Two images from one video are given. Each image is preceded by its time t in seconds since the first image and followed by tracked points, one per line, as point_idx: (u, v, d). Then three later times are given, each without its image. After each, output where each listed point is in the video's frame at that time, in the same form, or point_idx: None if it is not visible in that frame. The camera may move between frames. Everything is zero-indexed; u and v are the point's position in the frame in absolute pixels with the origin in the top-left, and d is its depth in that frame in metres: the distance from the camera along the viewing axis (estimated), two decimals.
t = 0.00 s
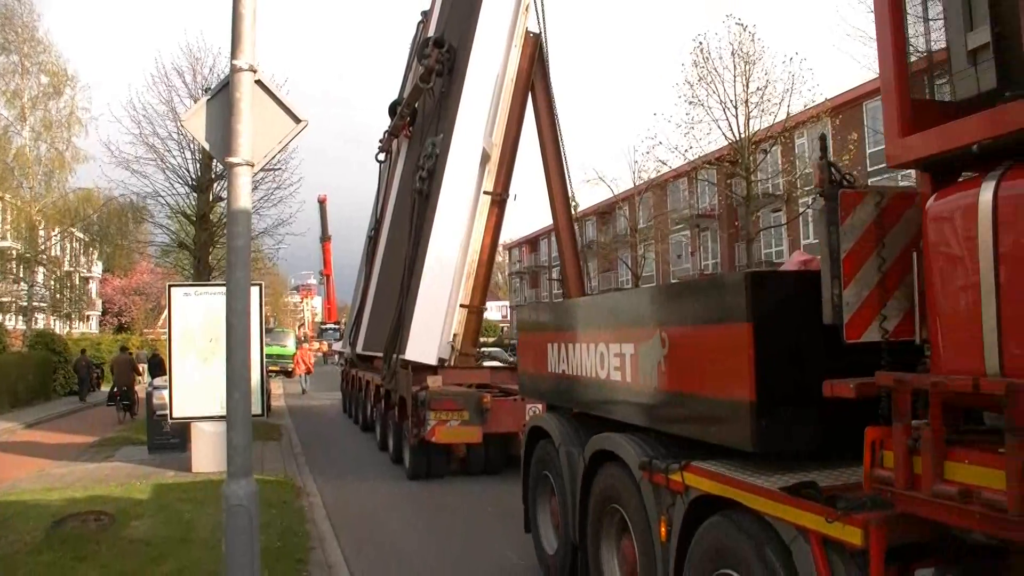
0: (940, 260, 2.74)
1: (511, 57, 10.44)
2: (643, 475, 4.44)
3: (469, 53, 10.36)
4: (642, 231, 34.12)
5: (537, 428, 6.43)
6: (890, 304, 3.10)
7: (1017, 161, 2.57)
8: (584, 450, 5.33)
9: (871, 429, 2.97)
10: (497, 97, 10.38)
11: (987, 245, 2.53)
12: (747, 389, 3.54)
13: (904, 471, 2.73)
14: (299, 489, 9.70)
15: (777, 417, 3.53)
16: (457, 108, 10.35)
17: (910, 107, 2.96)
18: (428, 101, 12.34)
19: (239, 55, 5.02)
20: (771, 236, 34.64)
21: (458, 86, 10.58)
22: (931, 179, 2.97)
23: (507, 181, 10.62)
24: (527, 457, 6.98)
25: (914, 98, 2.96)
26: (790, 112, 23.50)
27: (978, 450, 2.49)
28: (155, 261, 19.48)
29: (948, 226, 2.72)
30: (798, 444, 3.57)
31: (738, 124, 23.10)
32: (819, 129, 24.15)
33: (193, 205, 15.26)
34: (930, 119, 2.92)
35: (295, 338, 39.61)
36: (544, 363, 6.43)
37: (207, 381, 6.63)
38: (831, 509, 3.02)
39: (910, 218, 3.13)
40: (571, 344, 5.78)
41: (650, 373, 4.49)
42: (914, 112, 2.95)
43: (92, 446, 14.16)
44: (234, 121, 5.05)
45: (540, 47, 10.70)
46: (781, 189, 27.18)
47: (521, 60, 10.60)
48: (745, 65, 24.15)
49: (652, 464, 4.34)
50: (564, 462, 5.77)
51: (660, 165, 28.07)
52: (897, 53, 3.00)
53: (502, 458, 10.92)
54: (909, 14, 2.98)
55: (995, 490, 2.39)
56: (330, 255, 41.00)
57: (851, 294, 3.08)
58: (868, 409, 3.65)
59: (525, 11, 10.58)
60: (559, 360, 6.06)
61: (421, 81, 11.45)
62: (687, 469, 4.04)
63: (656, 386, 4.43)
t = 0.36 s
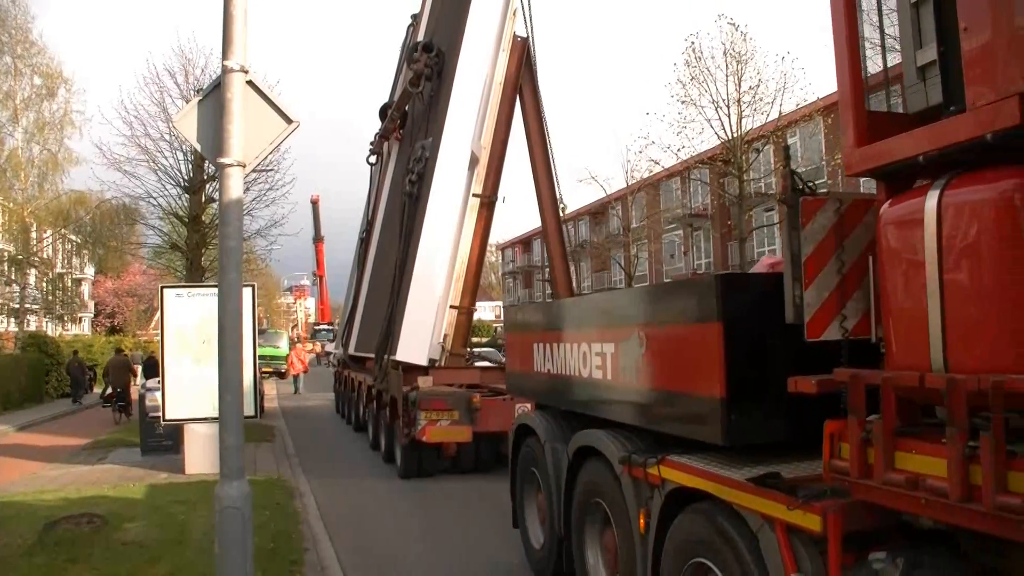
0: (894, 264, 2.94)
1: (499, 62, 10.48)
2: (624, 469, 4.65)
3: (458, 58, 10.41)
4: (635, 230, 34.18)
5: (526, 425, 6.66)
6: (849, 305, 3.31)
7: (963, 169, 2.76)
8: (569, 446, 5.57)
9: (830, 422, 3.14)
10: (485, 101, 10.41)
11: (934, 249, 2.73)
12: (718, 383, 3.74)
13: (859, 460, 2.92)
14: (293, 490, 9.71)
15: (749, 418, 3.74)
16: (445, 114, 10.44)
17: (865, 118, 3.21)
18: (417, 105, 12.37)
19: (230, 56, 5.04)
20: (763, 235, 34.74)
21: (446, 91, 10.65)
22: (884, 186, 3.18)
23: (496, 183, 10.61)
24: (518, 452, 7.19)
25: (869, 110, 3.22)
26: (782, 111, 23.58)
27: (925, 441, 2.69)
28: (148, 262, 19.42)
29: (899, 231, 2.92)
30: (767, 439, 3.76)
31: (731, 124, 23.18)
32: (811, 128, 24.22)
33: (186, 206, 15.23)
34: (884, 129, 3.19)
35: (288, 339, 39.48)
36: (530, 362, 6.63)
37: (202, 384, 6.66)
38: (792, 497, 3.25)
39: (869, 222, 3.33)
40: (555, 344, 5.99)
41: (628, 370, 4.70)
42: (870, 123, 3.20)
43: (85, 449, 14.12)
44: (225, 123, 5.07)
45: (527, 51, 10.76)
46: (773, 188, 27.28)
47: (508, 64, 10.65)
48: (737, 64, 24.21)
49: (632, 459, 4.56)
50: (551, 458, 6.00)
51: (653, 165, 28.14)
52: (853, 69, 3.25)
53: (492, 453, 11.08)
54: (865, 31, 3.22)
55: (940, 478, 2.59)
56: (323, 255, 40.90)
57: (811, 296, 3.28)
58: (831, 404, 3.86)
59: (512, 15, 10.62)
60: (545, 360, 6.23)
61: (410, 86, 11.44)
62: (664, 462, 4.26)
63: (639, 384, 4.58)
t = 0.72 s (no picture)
0: (856, 267, 2.98)
1: (489, 66, 10.50)
2: (608, 464, 4.80)
3: (450, 60, 10.40)
4: (631, 229, 34.29)
5: (517, 423, 6.81)
6: (817, 306, 3.36)
7: (919, 178, 2.79)
8: (556, 443, 5.74)
9: (796, 417, 3.22)
10: (476, 103, 10.44)
11: (891, 255, 2.78)
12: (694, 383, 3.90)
13: (822, 454, 2.99)
14: (287, 489, 9.69)
15: (728, 412, 3.90)
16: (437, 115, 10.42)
17: (830, 131, 3.21)
18: (409, 108, 12.38)
19: (224, 55, 5.05)
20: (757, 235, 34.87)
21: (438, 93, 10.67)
22: (849, 194, 3.17)
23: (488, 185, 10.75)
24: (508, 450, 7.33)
25: (835, 122, 3.20)
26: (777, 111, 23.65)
27: (884, 434, 2.74)
28: (143, 262, 19.38)
29: (860, 237, 2.95)
30: (745, 434, 3.92)
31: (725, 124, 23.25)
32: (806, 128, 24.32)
33: (181, 206, 15.22)
34: (849, 141, 3.16)
35: (283, 338, 39.49)
36: (521, 362, 6.78)
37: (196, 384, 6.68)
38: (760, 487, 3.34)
39: (836, 228, 3.39)
40: (544, 344, 6.15)
41: (613, 369, 4.88)
42: (835, 135, 3.19)
43: (80, 448, 14.08)
44: (219, 121, 5.07)
45: (517, 55, 10.82)
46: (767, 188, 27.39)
47: (499, 68, 10.68)
48: (732, 65, 24.27)
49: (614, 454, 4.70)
50: (540, 455, 6.15)
51: (649, 164, 28.21)
52: (818, 84, 3.24)
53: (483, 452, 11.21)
54: (829, 51, 3.22)
55: (894, 470, 2.67)
56: (319, 255, 40.92)
57: (781, 297, 3.37)
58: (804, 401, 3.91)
59: (503, 19, 10.65)
60: (534, 359, 6.41)
61: (402, 89, 11.46)
62: (644, 458, 4.40)
63: (631, 384, 4.60)
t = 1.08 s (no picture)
0: (827, 269, 3.14)
1: (484, 70, 10.56)
2: (598, 460, 4.95)
3: (444, 62, 10.48)
4: (630, 228, 34.31)
5: (511, 420, 6.96)
6: (794, 306, 3.45)
7: (885, 185, 2.96)
8: (549, 439, 5.90)
9: (772, 412, 3.36)
10: (471, 104, 10.51)
11: (859, 258, 2.95)
12: (679, 379, 4.06)
13: (797, 447, 3.13)
14: (286, 488, 9.70)
15: (713, 407, 4.04)
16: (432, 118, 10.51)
17: (804, 139, 3.37)
18: (405, 109, 12.39)
19: (223, 53, 5.05)
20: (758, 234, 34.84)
21: (433, 96, 10.74)
22: (822, 198, 3.33)
23: (484, 185, 10.75)
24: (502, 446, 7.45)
25: (808, 131, 3.36)
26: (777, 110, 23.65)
27: (853, 428, 2.89)
28: (143, 262, 19.38)
29: (831, 240, 3.12)
30: (725, 430, 4.07)
31: (725, 123, 23.26)
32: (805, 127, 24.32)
33: (180, 205, 15.22)
34: (822, 150, 3.34)
35: (283, 338, 39.47)
36: (514, 360, 6.95)
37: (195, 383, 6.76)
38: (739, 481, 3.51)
39: (812, 231, 3.47)
40: (536, 343, 6.31)
41: (601, 368, 5.06)
42: (809, 143, 3.35)
43: (80, 448, 14.08)
44: (217, 120, 5.07)
45: (512, 57, 10.81)
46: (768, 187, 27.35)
47: (494, 69, 10.70)
48: (731, 64, 24.28)
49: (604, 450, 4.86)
50: (533, 450, 6.29)
51: (649, 162, 28.20)
52: (793, 93, 3.38)
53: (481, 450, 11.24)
54: (803, 61, 3.36)
55: (862, 462, 2.81)
56: (319, 254, 40.89)
57: (759, 298, 3.45)
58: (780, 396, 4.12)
59: (498, 20, 10.67)
60: (528, 356, 6.53)
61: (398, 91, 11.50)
62: (632, 453, 4.57)
63: (639, 385, 4.53)
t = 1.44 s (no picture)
0: (797, 274, 3.30)
1: (476, 79, 10.59)
2: (585, 458, 5.16)
3: (438, 67, 10.50)
4: (627, 231, 34.33)
5: (501, 420, 7.12)
6: (767, 312, 3.63)
7: (851, 196, 3.12)
8: (538, 438, 6.08)
9: (747, 411, 3.54)
10: (463, 110, 10.54)
11: (827, 264, 3.10)
12: (660, 380, 4.23)
13: (768, 445, 3.31)
14: (282, 489, 9.69)
15: (698, 402, 4.24)
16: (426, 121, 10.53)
17: (778, 149, 3.49)
18: (399, 113, 12.40)
19: (220, 54, 5.04)
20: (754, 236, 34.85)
21: (426, 100, 10.77)
22: (794, 208, 3.47)
23: (476, 188, 10.86)
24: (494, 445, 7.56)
25: (781, 142, 3.47)
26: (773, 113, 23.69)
27: (819, 427, 3.05)
28: (139, 262, 19.33)
29: (802, 247, 3.26)
30: (709, 427, 4.28)
31: (722, 125, 23.28)
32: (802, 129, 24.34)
33: (177, 205, 15.20)
34: (794, 159, 3.46)
35: (279, 339, 39.39)
36: (504, 360, 7.08)
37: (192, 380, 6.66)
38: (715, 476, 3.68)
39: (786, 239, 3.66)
40: (526, 344, 6.45)
41: (588, 369, 5.19)
42: (781, 153, 3.47)
43: (75, 448, 14.03)
44: (216, 120, 5.06)
45: (505, 62, 10.84)
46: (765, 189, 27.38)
47: (486, 75, 10.74)
48: (728, 66, 24.32)
49: (590, 449, 5.08)
50: (523, 450, 6.48)
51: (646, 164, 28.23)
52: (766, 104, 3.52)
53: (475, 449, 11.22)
54: (778, 74, 3.50)
55: (828, 458, 2.98)
56: (315, 255, 40.81)
57: (735, 301, 3.63)
58: (755, 395, 4.35)
59: (490, 26, 10.70)
60: (518, 359, 6.68)
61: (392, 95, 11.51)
62: (616, 451, 4.78)
63: (626, 384, 4.63)
